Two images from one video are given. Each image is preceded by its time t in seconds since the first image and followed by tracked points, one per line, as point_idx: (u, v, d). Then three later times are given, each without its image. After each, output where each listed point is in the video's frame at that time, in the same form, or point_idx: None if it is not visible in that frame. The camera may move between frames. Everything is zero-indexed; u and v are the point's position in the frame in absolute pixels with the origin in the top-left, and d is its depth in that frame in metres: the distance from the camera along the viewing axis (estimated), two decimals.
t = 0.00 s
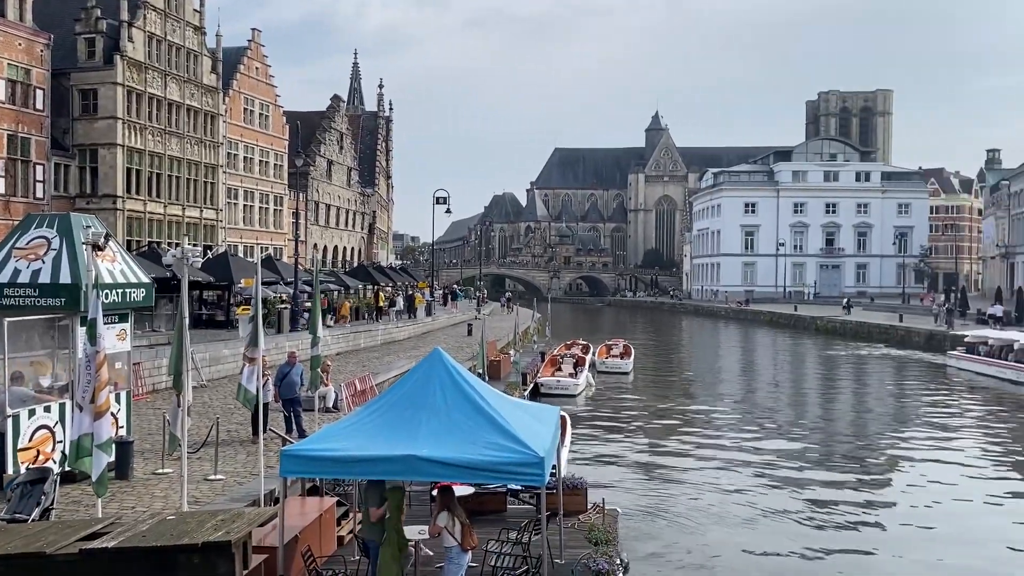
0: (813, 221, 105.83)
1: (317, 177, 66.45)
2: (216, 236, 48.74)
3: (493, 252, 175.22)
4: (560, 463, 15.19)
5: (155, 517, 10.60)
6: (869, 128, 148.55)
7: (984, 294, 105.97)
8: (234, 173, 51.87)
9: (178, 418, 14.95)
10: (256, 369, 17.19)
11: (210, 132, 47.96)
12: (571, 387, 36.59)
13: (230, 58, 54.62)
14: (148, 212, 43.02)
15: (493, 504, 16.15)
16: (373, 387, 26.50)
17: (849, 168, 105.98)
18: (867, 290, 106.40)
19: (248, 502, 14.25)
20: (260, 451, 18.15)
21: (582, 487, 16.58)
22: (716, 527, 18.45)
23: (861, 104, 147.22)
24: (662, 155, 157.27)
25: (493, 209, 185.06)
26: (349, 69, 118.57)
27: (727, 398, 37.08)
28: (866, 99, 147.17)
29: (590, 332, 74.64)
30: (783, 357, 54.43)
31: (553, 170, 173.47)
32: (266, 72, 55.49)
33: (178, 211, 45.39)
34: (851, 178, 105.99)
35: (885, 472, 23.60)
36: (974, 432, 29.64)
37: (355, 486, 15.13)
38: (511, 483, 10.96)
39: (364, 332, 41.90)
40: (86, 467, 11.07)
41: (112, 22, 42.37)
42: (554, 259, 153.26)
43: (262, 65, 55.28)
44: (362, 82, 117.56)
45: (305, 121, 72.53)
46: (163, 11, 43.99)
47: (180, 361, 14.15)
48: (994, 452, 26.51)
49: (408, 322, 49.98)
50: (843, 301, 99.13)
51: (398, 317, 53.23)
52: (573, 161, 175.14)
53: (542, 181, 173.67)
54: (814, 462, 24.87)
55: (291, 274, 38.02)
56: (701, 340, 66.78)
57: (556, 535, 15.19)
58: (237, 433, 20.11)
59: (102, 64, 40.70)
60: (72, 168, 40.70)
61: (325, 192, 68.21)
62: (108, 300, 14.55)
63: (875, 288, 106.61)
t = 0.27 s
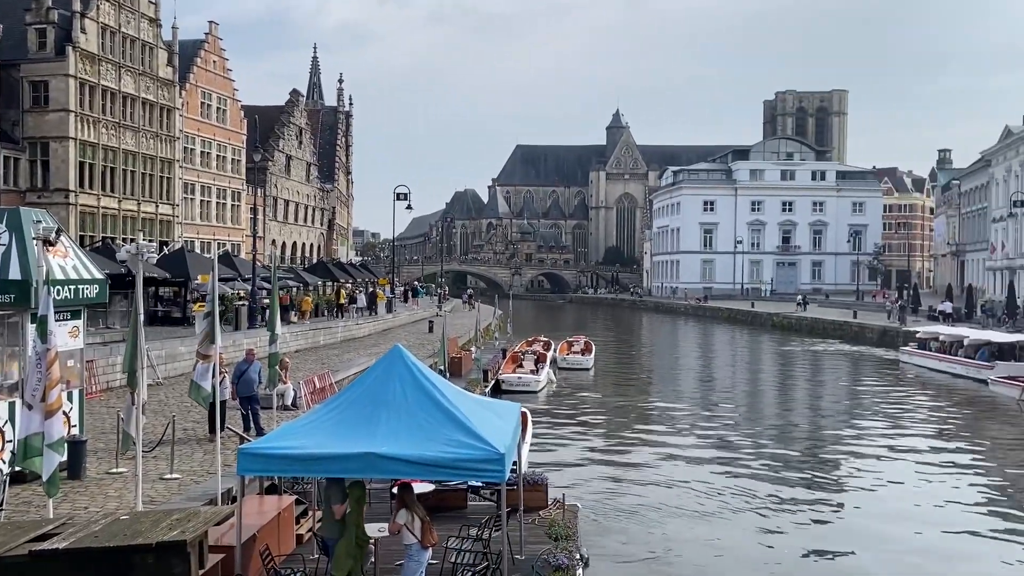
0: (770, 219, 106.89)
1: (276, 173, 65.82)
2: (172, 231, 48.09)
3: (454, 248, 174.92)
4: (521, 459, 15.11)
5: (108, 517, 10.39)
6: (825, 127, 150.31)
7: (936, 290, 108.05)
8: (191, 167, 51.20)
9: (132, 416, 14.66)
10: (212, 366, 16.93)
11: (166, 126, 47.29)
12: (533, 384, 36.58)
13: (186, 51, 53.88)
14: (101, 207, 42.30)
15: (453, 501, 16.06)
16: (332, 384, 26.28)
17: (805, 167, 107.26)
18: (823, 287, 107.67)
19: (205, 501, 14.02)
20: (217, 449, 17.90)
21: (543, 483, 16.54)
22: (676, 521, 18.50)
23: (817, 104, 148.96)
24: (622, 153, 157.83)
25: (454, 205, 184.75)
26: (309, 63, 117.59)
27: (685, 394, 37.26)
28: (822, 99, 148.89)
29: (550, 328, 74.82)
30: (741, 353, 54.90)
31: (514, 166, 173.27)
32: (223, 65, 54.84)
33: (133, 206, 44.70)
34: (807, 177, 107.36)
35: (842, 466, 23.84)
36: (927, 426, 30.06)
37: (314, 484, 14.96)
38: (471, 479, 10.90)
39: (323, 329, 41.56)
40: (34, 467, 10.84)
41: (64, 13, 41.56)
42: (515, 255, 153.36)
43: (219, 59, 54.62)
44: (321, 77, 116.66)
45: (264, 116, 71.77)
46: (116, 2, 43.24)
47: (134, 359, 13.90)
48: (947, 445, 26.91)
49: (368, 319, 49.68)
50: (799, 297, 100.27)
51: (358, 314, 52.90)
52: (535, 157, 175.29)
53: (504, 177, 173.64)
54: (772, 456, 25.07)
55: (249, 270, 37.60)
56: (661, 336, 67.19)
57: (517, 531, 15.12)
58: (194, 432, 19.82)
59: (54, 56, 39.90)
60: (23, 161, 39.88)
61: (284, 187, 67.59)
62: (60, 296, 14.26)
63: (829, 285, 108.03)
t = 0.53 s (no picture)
0: (730, 217, 107.80)
1: (235, 168, 65.11)
2: (128, 227, 47.40)
3: (417, 245, 174.41)
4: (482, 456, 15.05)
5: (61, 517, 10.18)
6: (784, 127, 151.93)
7: (891, 288, 109.75)
8: (148, 162, 50.49)
9: (86, 415, 14.38)
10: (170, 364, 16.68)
11: (122, 120, 46.58)
12: (495, 381, 36.53)
13: (143, 44, 53.09)
14: (55, 202, 41.56)
15: (415, 499, 15.96)
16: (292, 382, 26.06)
17: (764, 166, 108.36)
18: (781, 284, 108.36)
19: (161, 501, 13.81)
20: (174, 448, 17.65)
21: (505, 480, 16.50)
22: (639, 517, 18.56)
23: (776, 104, 150.46)
24: (585, 150, 158.25)
25: (417, 202, 184.19)
26: (269, 58, 116.52)
27: (647, 390, 37.46)
28: (781, 99, 150.44)
29: (512, 325, 74.88)
30: (701, 350, 55.32)
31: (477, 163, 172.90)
32: (182, 58, 54.14)
33: (88, 201, 43.97)
34: (766, 176, 108.50)
35: (801, 461, 24.07)
36: (884, 422, 30.47)
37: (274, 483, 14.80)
38: (433, 476, 10.82)
39: (284, 326, 41.20)
40: None
41: (16, 4, 40.73)
42: (478, 253, 153.25)
43: (177, 52, 53.90)
44: (282, 71, 115.65)
45: (223, 111, 70.96)
46: None
47: (88, 356, 13.64)
48: (903, 440, 27.29)
49: (329, 316, 49.35)
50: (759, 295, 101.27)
51: (319, 311, 52.53)
52: (498, 154, 175.23)
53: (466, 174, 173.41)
54: (732, 452, 25.25)
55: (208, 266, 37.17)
56: (622, 334, 67.52)
57: (479, 528, 15.08)
58: (151, 431, 19.53)
59: (6, 48, 39.08)
60: None
61: (243, 183, 66.89)
62: (12, 293, 13.95)
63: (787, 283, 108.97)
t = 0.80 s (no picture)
0: (693, 216, 108.52)
1: (196, 164, 64.35)
2: (85, 223, 46.66)
3: (380, 243, 173.72)
4: (446, 453, 14.97)
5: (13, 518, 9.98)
6: (745, 127, 153.28)
7: (848, 285, 111.26)
8: (105, 157, 49.73)
9: (42, 414, 14.10)
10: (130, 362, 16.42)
11: (79, 114, 45.79)
12: (460, 378, 36.39)
13: (100, 37, 52.24)
14: (10, 198, 40.81)
15: (378, 497, 15.86)
16: (254, 380, 25.78)
17: (726, 165, 109.31)
18: (742, 282, 109.83)
19: (120, 501, 13.59)
20: (133, 448, 17.39)
21: (469, 478, 16.44)
22: (603, 514, 18.59)
23: (738, 104, 151.74)
24: (550, 148, 158.42)
25: (381, 199, 183.37)
26: (231, 52, 115.27)
27: (611, 387, 37.58)
28: (742, 99, 151.73)
29: (477, 323, 74.85)
30: (664, 347, 55.67)
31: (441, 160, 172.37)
32: (140, 52, 53.39)
33: (43, 196, 43.23)
34: (728, 175, 109.44)
35: (762, 457, 24.27)
36: (843, 417, 30.83)
37: (235, 481, 14.62)
38: (396, 475, 10.71)
39: (245, 324, 40.77)
40: None
41: None
42: (442, 250, 152.98)
43: (136, 45, 53.14)
44: (244, 66, 114.49)
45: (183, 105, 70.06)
46: None
47: (42, 355, 13.40)
48: (863, 436, 27.60)
49: (292, 314, 48.96)
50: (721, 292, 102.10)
51: (281, 308, 52.10)
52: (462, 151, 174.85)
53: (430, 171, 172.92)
54: (695, 447, 25.38)
55: (167, 263, 36.68)
56: (586, 331, 67.72)
57: (443, 526, 15.01)
58: (109, 430, 19.23)
59: None
60: None
61: (204, 178, 66.12)
62: None
63: (748, 281, 110.22)
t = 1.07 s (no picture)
0: (657, 214, 109.06)
1: (156, 159, 63.52)
2: (43, 219, 45.88)
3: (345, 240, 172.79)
4: (411, 451, 14.87)
5: None
6: (709, 125, 154.33)
7: (809, 283, 112.49)
8: (63, 152, 48.90)
9: None
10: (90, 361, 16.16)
11: (36, 108, 44.99)
12: (425, 376, 36.24)
13: (58, 30, 51.35)
14: None
15: (343, 496, 15.73)
16: (216, 378, 25.49)
17: (690, 164, 109.97)
18: (705, 279, 110.81)
19: (78, 503, 13.36)
20: (91, 448, 17.11)
21: (434, 476, 16.34)
22: (568, 510, 18.57)
23: (701, 103, 152.77)
24: (515, 146, 158.34)
25: (345, 196, 182.31)
26: (192, 47, 113.90)
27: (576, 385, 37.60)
28: (706, 98, 152.74)
29: (442, 320, 74.69)
30: (629, 344, 55.89)
31: (406, 157, 171.60)
32: (99, 45, 52.57)
33: None
34: (691, 174, 110.13)
35: (726, 453, 24.41)
36: (805, 413, 31.09)
37: (197, 481, 14.44)
38: (362, 474, 10.60)
39: (207, 322, 40.32)
40: None
41: None
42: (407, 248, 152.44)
43: (94, 38, 52.30)
44: (205, 61, 113.20)
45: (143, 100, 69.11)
46: None
47: None
48: (825, 431, 27.87)
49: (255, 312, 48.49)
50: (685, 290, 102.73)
51: (243, 306, 51.62)
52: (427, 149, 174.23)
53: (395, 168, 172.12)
54: (659, 444, 25.49)
55: (127, 260, 36.14)
56: (551, 328, 67.76)
57: (408, 525, 14.90)
58: (67, 430, 18.90)
59: None
60: None
61: (164, 174, 65.27)
62: None
63: (711, 278, 111.35)
